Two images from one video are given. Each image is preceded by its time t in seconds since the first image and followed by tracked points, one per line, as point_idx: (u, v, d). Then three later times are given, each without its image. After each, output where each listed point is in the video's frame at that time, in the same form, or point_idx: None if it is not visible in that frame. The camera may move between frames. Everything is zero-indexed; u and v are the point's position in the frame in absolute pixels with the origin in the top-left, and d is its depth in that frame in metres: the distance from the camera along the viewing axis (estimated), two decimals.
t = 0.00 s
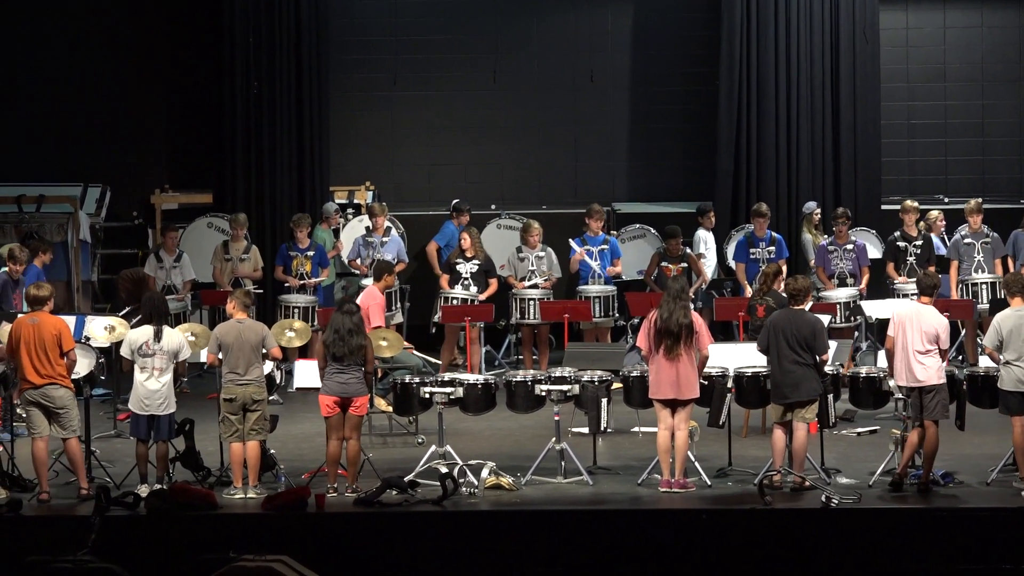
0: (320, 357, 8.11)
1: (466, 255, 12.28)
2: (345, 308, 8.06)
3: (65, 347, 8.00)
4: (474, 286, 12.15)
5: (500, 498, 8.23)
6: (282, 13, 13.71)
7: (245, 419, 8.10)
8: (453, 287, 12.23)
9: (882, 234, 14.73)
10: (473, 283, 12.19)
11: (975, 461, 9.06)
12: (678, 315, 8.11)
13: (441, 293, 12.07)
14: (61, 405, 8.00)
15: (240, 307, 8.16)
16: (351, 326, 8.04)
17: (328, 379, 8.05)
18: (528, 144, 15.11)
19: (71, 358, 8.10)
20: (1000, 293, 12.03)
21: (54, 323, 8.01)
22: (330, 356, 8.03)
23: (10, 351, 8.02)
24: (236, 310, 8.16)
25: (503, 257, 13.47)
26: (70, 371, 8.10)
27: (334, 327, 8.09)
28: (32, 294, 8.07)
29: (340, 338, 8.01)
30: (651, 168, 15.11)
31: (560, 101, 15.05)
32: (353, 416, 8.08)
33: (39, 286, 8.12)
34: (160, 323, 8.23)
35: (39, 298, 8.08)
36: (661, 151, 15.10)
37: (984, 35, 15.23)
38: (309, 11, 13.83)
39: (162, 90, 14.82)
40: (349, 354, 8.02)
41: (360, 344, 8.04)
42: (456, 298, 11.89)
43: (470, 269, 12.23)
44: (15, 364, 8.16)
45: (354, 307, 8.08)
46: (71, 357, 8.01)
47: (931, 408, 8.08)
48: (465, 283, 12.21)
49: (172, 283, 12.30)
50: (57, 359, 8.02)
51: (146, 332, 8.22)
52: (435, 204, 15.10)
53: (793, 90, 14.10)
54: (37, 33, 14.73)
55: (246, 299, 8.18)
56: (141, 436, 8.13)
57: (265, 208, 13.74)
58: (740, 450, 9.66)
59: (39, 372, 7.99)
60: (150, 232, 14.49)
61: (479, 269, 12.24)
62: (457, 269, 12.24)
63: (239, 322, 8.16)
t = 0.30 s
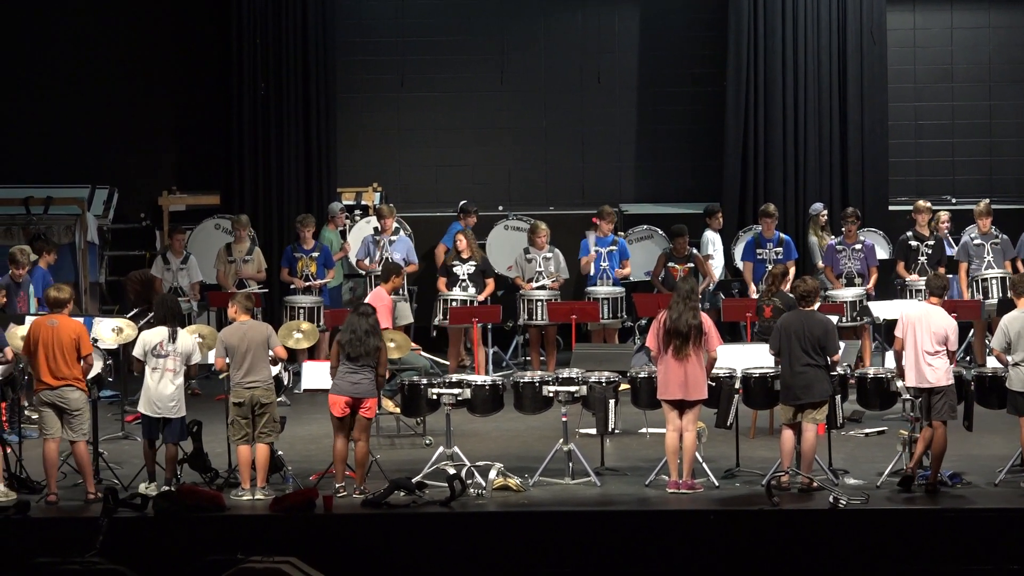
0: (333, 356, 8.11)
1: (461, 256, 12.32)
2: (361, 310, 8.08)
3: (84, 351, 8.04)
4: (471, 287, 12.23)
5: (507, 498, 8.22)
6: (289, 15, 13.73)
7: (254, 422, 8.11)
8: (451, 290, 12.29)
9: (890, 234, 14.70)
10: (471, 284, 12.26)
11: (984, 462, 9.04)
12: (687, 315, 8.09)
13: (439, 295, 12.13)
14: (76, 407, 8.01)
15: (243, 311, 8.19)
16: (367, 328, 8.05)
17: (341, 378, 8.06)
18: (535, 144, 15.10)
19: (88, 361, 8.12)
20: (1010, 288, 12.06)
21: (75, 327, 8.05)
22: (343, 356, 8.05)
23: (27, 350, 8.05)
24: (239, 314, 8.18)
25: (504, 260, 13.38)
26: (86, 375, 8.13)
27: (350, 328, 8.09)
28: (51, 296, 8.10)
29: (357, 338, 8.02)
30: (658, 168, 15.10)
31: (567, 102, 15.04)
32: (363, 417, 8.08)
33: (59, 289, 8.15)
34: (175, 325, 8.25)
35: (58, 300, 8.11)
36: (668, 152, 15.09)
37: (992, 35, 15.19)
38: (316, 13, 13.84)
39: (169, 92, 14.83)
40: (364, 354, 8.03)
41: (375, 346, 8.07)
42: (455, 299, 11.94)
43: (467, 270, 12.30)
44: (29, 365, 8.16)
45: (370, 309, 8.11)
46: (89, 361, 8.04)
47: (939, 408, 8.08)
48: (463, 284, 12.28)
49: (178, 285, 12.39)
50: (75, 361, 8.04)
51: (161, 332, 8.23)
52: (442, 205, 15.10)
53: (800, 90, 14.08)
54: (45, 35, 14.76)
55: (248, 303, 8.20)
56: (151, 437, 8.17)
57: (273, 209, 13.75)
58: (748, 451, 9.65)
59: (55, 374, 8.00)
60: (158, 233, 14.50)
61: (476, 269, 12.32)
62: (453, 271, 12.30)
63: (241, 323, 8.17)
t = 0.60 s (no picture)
0: (340, 355, 8.12)
1: (453, 257, 12.36)
2: (367, 309, 8.13)
3: (101, 350, 8.06)
4: (465, 288, 12.27)
5: (511, 498, 8.22)
6: (292, 15, 13.73)
7: (260, 422, 8.12)
8: (445, 291, 12.25)
9: (894, 234, 14.68)
10: (465, 285, 12.29)
11: (988, 461, 9.02)
12: (695, 315, 8.10)
13: (438, 297, 11.99)
14: (91, 407, 8.02)
15: (251, 311, 8.22)
16: (374, 327, 8.08)
17: (347, 377, 8.04)
18: (538, 144, 15.09)
19: (104, 361, 8.13)
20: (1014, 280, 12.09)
21: (91, 326, 8.06)
22: (351, 354, 8.05)
23: (42, 349, 8.03)
24: (247, 313, 8.21)
25: (508, 259, 13.43)
26: (101, 374, 8.14)
27: (357, 327, 8.11)
28: (65, 296, 8.10)
29: (366, 337, 8.05)
30: (661, 168, 15.09)
31: (570, 102, 15.03)
32: (367, 417, 8.08)
33: (74, 288, 8.16)
34: (180, 326, 8.28)
35: (74, 299, 8.12)
36: (671, 151, 15.08)
37: (995, 35, 15.18)
38: (319, 13, 13.84)
39: (172, 93, 14.83)
40: (372, 354, 8.04)
41: (382, 345, 8.09)
42: (456, 301, 11.83)
43: (460, 270, 12.33)
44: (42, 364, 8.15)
45: (376, 309, 8.14)
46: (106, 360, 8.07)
47: (941, 409, 8.05)
48: (456, 286, 12.29)
49: (188, 288, 12.31)
50: (91, 361, 8.05)
51: (166, 333, 8.26)
52: (445, 205, 15.10)
53: (803, 90, 14.07)
54: (48, 36, 14.77)
55: (256, 303, 8.24)
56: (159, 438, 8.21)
57: (276, 210, 13.76)
58: (751, 451, 9.64)
59: (71, 373, 7.99)
60: (161, 234, 14.50)
61: (468, 269, 12.34)
62: (446, 273, 12.30)
63: (249, 324, 8.16)
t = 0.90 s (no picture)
0: (348, 356, 8.13)
1: (459, 258, 12.36)
2: (374, 310, 8.11)
3: (120, 351, 8.09)
4: (472, 288, 12.24)
5: (520, 500, 8.21)
6: (301, 17, 13.74)
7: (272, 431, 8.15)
8: (452, 292, 12.26)
9: (903, 236, 14.65)
10: (471, 285, 12.27)
11: (998, 463, 8.99)
12: (707, 317, 8.09)
13: (445, 298, 12.05)
14: (108, 408, 8.02)
15: (273, 321, 8.30)
16: (383, 328, 8.07)
17: (356, 378, 8.03)
18: (547, 144, 15.08)
19: (122, 362, 8.15)
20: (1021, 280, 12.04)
21: (110, 327, 8.10)
22: (361, 354, 8.05)
23: (61, 350, 8.04)
24: (268, 323, 8.29)
25: (516, 261, 13.38)
26: (118, 376, 8.17)
27: (367, 329, 8.11)
28: (85, 296, 8.11)
29: (375, 338, 8.05)
30: (669, 170, 15.07)
31: (578, 103, 15.02)
32: (374, 419, 8.10)
33: (93, 289, 8.18)
34: (190, 328, 8.26)
35: (93, 301, 8.14)
36: (680, 152, 15.06)
37: (1004, 36, 15.14)
38: (328, 14, 13.85)
39: (180, 95, 14.84)
40: (382, 355, 8.05)
41: (391, 347, 8.09)
42: (464, 302, 11.82)
43: (467, 271, 12.32)
44: (59, 366, 8.15)
45: (384, 310, 8.13)
46: (125, 361, 8.10)
47: (949, 410, 8.01)
48: (463, 286, 12.28)
49: (200, 290, 12.36)
50: (110, 362, 8.08)
51: (174, 335, 8.23)
52: (453, 206, 15.10)
53: (812, 91, 14.04)
54: (58, 38, 14.79)
55: (279, 313, 8.33)
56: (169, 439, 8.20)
57: (285, 212, 13.77)
58: (760, 453, 9.61)
59: (90, 374, 8.00)
60: (170, 235, 14.52)
61: (475, 270, 12.34)
62: (453, 274, 12.30)
63: (266, 333, 8.21)
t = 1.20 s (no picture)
0: (354, 356, 8.11)
1: (471, 257, 12.32)
2: (378, 310, 8.08)
3: (130, 352, 8.09)
4: (485, 288, 12.23)
5: (527, 500, 8.20)
6: (308, 18, 13.74)
7: (276, 426, 8.13)
8: (463, 292, 12.26)
9: (911, 236, 14.61)
10: (484, 286, 12.25)
11: (1006, 463, 8.96)
12: (713, 318, 8.06)
13: (455, 298, 12.11)
14: (117, 409, 8.02)
15: (272, 313, 8.24)
16: (387, 328, 8.04)
17: (363, 378, 8.02)
18: (554, 144, 15.07)
19: (131, 363, 8.15)
20: None
21: (120, 328, 8.10)
22: (367, 356, 8.03)
23: (71, 350, 8.02)
24: (267, 316, 8.22)
25: (524, 261, 13.38)
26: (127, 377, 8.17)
27: (371, 328, 8.09)
28: (95, 296, 8.09)
29: (379, 338, 8.03)
30: (677, 170, 15.05)
31: (586, 103, 15.01)
32: (381, 419, 8.10)
33: (102, 290, 8.17)
34: (197, 329, 8.28)
35: (103, 301, 8.13)
36: (687, 152, 15.04)
37: (1011, 36, 15.10)
38: (335, 15, 13.85)
39: (188, 96, 14.84)
40: (388, 355, 8.04)
41: (397, 346, 8.07)
42: (476, 301, 11.93)
43: (479, 271, 12.29)
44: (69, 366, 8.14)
45: (387, 309, 8.11)
46: (135, 362, 8.10)
47: (955, 410, 8.01)
48: (476, 286, 12.26)
49: (212, 291, 12.33)
50: (120, 363, 8.08)
51: (182, 336, 8.26)
52: (461, 206, 15.10)
53: (819, 91, 14.01)
54: (65, 39, 14.81)
55: (277, 305, 8.25)
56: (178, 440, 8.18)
57: (292, 212, 13.79)
58: (768, 453, 9.59)
59: (101, 374, 7.99)
60: (178, 236, 14.53)
61: (487, 270, 12.31)
62: (464, 273, 12.28)
63: (268, 327, 8.19)
